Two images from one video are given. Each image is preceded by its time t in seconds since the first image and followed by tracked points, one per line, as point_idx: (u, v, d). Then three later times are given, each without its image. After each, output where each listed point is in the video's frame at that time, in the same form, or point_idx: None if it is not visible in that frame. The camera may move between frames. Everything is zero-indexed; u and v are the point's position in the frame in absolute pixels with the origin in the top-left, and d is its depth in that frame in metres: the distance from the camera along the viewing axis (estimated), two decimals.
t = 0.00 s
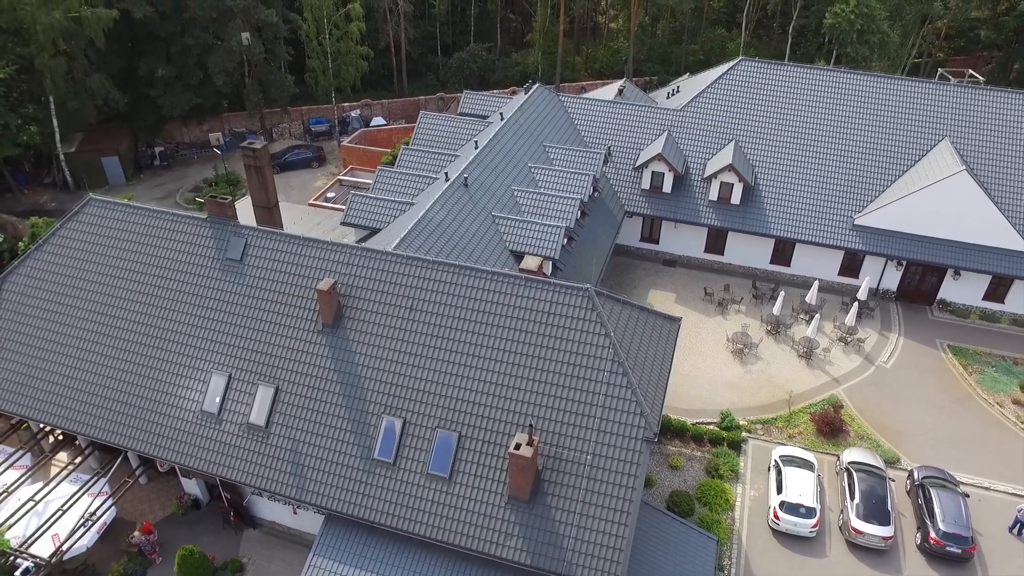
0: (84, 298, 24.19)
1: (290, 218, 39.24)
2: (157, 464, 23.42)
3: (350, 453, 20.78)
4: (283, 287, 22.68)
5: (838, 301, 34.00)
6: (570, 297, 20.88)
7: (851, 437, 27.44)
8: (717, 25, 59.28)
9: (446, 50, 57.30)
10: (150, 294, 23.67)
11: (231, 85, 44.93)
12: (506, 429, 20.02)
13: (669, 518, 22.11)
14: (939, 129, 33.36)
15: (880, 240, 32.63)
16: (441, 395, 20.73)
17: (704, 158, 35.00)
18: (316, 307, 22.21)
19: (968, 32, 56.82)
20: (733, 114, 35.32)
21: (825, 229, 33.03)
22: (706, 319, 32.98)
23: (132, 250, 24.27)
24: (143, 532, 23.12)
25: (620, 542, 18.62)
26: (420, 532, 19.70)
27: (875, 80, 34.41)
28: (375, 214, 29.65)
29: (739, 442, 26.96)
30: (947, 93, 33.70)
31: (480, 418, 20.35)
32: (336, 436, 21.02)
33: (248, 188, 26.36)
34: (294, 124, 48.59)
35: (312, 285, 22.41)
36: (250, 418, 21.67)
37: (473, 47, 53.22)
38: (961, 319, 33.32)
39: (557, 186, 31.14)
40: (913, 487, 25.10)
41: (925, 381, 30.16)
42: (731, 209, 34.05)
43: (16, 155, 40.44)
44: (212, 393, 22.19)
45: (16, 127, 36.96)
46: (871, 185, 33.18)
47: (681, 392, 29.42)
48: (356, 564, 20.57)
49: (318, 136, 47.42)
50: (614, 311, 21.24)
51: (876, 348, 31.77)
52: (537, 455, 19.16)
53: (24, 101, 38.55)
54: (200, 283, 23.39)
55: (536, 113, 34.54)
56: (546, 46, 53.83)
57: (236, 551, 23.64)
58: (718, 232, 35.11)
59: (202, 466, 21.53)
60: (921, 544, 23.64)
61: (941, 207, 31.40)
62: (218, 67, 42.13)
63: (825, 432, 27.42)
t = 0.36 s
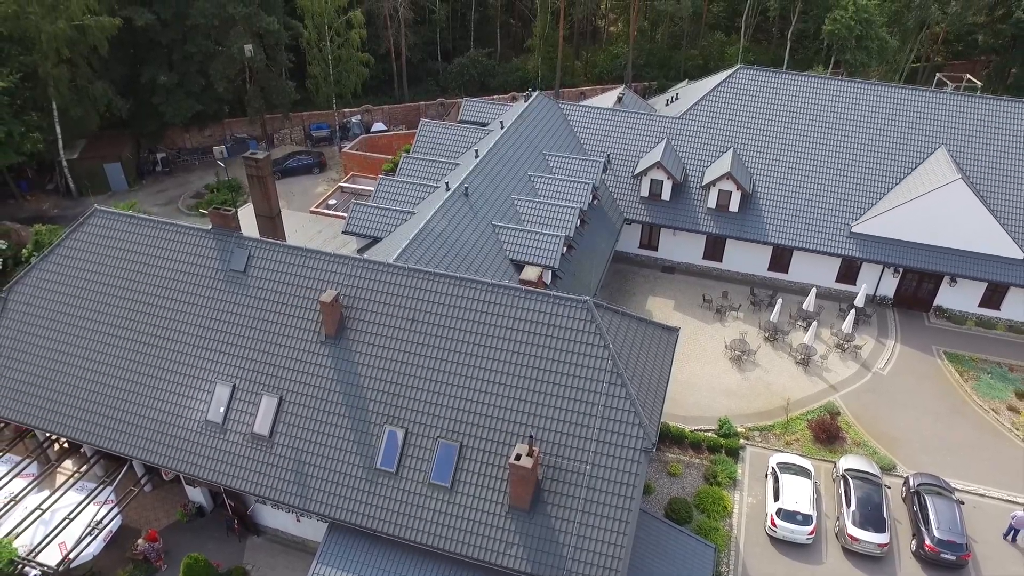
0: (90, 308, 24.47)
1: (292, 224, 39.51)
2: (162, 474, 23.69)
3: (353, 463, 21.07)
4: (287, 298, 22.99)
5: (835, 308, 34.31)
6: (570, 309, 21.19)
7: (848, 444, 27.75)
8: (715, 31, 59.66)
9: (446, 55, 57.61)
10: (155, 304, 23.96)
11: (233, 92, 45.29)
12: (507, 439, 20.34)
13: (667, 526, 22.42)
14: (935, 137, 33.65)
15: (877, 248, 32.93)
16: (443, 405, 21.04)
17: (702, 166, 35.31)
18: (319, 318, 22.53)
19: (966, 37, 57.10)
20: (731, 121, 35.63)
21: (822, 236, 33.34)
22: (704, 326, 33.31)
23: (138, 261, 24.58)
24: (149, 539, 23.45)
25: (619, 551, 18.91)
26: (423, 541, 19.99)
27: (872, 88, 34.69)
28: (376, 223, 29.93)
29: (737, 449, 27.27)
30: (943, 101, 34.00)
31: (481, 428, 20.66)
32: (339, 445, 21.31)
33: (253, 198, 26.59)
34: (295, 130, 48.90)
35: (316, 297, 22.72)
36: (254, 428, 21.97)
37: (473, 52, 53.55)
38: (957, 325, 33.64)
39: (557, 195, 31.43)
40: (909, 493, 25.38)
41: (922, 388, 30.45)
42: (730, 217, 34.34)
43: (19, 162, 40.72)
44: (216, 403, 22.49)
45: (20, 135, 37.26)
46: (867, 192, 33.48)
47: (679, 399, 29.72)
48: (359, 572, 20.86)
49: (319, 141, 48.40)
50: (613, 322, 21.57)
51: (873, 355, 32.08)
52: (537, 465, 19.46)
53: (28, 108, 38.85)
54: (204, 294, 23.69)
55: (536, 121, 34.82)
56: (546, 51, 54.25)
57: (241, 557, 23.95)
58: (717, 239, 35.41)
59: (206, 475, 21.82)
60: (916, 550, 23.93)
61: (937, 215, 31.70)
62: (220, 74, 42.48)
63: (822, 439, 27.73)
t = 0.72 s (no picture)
0: (96, 318, 24.73)
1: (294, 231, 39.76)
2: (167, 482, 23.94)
3: (356, 472, 21.34)
4: (291, 309, 23.26)
5: (833, 314, 34.58)
6: (570, 320, 21.48)
7: (846, 451, 28.03)
8: (715, 36, 59.94)
9: (447, 60, 57.81)
10: (160, 314, 24.23)
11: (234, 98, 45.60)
12: (508, 449, 20.62)
13: (666, 534, 22.68)
14: (933, 144, 33.89)
15: (875, 255, 33.19)
16: (446, 416, 21.32)
17: (702, 173, 35.57)
18: (323, 329, 22.80)
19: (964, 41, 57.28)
20: (731, 129, 35.88)
21: (821, 244, 33.60)
22: (704, 332, 33.58)
23: (143, 271, 24.84)
24: (154, 546, 23.74)
25: (619, 560, 19.15)
26: (425, 550, 20.26)
27: (870, 96, 34.94)
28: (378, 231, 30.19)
29: (736, 456, 27.55)
30: (941, 109, 34.24)
31: (483, 438, 20.93)
32: (342, 455, 21.58)
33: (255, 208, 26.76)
34: (297, 136, 49.13)
35: (319, 308, 23.00)
36: (259, 437, 22.24)
37: (473, 57, 53.84)
38: (954, 332, 33.91)
39: (557, 204, 31.69)
40: (906, 501, 25.64)
41: (919, 395, 30.72)
42: (729, 224, 34.59)
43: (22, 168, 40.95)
44: (221, 412, 22.75)
45: (24, 142, 37.50)
46: (866, 200, 33.74)
47: (678, 406, 29.99)
48: None
49: (320, 146, 48.44)
50: (613, 334, 21.85)
51: (871, 361, 32.35)
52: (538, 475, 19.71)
53: (32, 114, 39.10)
54: (209, 304, 23.96)
55: (537, 129, 35.08)
56: (546, 56, 54.60)
57: (245, 564, 24.23)
58: (717, 246, 35.67)
59: (212, 484, 22.08)
60: (913, 558, 24.16)
61: (935, 223, 31.96)
62: (222, 81, 42.79)
63: (820, 446, 28.00)
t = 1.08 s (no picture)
0: (102, 327, 24.98)
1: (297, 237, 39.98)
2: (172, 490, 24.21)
3: (360, 481, 21.60)
4: (295, 319, 23.52)
5: (832, 321, 34.83)
6: (570, 332, 21.73)
7: (844, 459, 28.29)
8: (715, 41, 60.23)
9: (448, 65, 58.10)
10: (165, 324, 24.49)
11: (236, 104, 45.86)
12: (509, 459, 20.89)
13: (666, 543, 22.93)
14: (931, 153, 34.12)
15: (873, 263, 33.43)
16: (448, 426, 21.58)
17: (701, 181, 35.82)
18: (326, 340, 23.06)
19: (964, 46, 57.51)
20: (730, 137, 36.12)
21: (819, 251, 33.84)
22: (703, 340, 33.85)
23: (148, 281, 25.10)
24: (160, 554, 23.96)
25: (618, 569, 19.40)
26: (427, 558, 20.51)
27: (869, 104, 35.16)
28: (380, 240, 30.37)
29: (734, 464, 27.81)
30: (938, 117, 34.46)
31: (484, 448, 21.20)
32: (346, 464, 21.84)
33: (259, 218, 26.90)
34: (299, 141, 49.35)
35: (323, 319, 23.26)
36: (263, 446, 22.48)
37: (474, 63, 54.30)
38: (952, 339, 34.15)
39: (558, 212, 31.95)
40: (903, 508, 25.87)
41: (917, 402, 30.96)
42: (728, 232, 34.83)
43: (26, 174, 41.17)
44: (226, 422, 23.01)
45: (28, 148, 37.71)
46: (864, 208, 33.98)
47: (678, 414, 30.25)
48: None
49: (321, 152, 48.97)
50: (612, 345, 22.11)
51: (869, 369, 32.60)
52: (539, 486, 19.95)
53: (35, 121, 39.31)
54: (214, 314, 24.22)
55: (537, 137, 35.32)
56: (546, 61, 55.04)
57: (249, 571, 24.50)
58: (716, 253, 35.91)
59: (216, 493, 22.34)
60: (910, 565, 24.41)
61: (933, 231, 32.18)
62: (224, 87, 43.08)
63: (818, 454, 28.26)
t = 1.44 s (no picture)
0: (107, 338, 25.22)
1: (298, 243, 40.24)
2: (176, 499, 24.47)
3: (362, 491, 21.85)
4: (298, 330, 23.78)
5: (830, 328, 35.10)
6: (570, 344, 22.01)
7: (841, 466, 28.56)
8: (714, 46, 60.57)
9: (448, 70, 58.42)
10: (169, 334, 24.75)
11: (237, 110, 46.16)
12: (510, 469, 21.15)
13: (664, 551, 23.19)
14: (928, 161, 34.37)
15: (870, 270, 33.69)
16: (449, 436, 21.84)
17: (700, 189, 36.08)
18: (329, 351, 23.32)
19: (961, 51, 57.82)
20: (729, 145, 36.37)
21: (817, 259, 34.09)
22: (702, 347, 34.12)
23: (153, 292, 25.37)
24: (164, 562, 24.22)
25: None
26: (429, 567, 20.75)
27: (867, 112, 35.39)
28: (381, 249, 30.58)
29: (732, 471, 28.09)
30: (935, 126, 34.70)
31: (485, 458, 21.46)
32: (348, 474, 22.09)
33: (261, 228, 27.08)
34: (300, 147, 49.58)
35: (325, 330, 23.53)
36: (266, 456, 22.73)
37: (474, 68, 55.00)
38: (948, 346, 34.42)
39: (557, 221, 32.20)
40: (899, 516, 26.12)
41: (913, 409, 31.24)
42: (727, 239, 35.09)
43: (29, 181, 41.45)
44: (229, 432, 23.26)
45: (31, 156, 37.98)
46: (862, 216, 34.23)
47: (676, 421, 30.53)
48: None
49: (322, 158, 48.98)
50: (611, 357, 22.38)
51: (867, 376, 32.87)
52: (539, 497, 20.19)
53: (39, 128, 39.57)
54: (217, 325, 24.48)
55: (538, 145, 35.57)
56: (546, 66, 55.40)
57: None
58: (715, 260, 36.17)
59: (221, 501, 22.59)
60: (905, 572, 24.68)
61: (930, 239, 32.43)
62: (226, 94, 43.38)
63: (816, 461, 28.52)
